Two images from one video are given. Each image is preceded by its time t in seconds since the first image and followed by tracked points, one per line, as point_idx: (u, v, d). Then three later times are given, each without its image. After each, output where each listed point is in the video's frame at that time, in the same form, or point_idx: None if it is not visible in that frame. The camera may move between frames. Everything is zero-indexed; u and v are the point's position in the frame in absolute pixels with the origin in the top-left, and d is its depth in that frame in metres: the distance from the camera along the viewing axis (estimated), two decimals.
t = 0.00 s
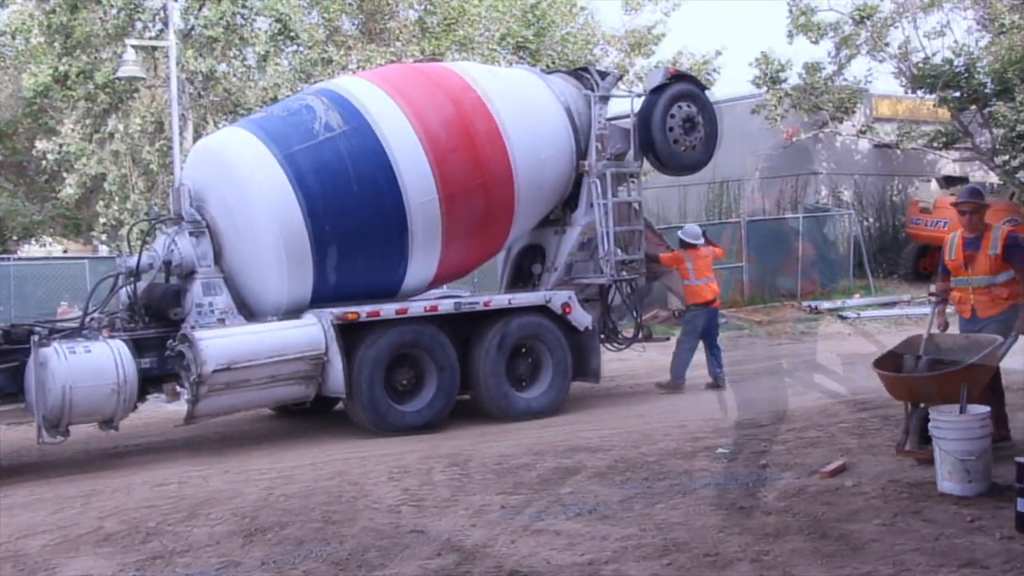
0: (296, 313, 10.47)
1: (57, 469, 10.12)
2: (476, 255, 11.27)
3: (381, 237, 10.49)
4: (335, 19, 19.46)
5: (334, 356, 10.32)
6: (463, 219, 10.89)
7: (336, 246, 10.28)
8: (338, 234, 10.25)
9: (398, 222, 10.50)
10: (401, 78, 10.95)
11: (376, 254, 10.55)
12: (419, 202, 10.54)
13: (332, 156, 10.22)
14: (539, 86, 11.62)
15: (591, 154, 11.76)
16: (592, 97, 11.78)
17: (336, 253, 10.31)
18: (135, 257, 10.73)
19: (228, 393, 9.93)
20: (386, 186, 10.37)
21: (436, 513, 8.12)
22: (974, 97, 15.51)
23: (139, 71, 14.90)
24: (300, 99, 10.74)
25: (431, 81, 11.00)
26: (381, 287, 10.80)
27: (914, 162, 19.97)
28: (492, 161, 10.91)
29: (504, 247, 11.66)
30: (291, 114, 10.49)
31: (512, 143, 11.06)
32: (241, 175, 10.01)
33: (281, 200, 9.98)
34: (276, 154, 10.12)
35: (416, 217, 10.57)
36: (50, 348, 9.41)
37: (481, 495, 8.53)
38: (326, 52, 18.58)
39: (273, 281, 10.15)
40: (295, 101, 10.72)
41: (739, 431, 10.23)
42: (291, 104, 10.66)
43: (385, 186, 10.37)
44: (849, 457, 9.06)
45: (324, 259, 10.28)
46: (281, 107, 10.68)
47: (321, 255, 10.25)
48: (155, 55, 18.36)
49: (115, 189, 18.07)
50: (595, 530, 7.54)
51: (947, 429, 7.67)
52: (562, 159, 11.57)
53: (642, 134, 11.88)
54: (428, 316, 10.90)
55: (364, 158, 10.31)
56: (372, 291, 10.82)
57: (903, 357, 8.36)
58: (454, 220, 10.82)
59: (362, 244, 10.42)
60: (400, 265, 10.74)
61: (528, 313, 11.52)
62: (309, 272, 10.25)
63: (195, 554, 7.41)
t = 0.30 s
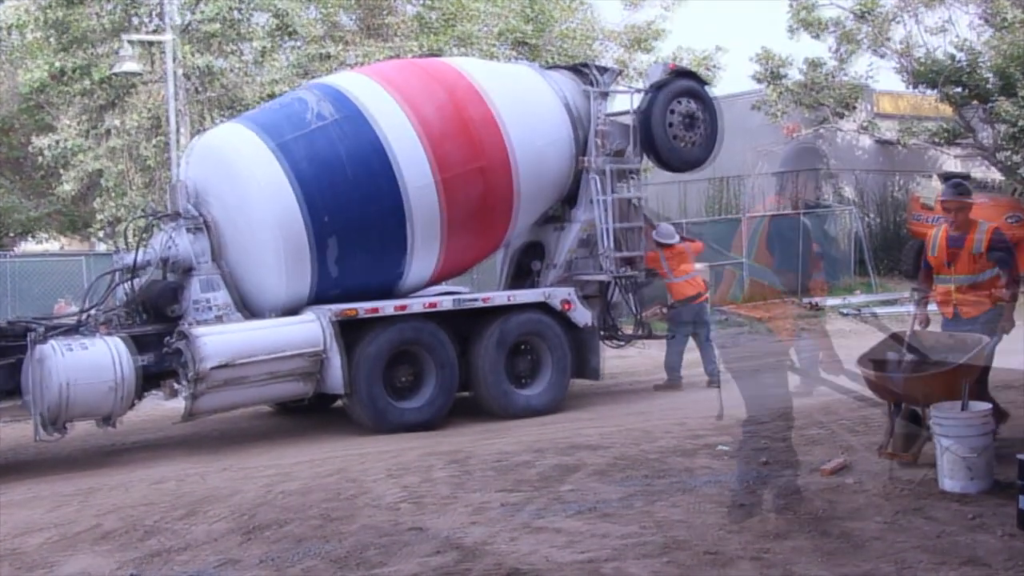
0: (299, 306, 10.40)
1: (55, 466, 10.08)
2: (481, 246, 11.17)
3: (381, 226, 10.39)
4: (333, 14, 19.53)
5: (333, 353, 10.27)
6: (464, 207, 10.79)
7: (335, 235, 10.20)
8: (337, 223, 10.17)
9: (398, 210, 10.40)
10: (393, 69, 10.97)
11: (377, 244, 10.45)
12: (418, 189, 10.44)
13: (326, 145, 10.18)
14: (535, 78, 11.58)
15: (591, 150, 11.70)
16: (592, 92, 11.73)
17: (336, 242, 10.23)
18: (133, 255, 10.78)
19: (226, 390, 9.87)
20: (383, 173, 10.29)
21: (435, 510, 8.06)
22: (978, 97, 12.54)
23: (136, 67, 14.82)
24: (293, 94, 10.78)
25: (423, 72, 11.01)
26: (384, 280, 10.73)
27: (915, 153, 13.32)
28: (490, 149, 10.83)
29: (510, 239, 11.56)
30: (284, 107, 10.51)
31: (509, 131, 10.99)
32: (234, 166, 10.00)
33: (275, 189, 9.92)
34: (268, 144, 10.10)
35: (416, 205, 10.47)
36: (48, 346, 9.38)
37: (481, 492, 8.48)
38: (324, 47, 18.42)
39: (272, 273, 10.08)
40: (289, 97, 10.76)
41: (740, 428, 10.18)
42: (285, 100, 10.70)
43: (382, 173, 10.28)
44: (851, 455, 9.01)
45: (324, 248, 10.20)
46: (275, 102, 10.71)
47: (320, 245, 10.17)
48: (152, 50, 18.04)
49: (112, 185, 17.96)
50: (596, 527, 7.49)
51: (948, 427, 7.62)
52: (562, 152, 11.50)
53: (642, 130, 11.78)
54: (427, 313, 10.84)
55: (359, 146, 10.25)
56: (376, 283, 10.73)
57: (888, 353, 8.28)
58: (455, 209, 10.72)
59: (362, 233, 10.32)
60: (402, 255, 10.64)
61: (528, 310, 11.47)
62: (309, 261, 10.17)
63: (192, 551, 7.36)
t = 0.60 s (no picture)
0: (303, 301, 10.41)
1: (58, 463, 10.12)
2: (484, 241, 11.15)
3: (382, 219, 10.37)
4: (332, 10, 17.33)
5: (334, 351, 10.33)
6: (466, 201, 10.76)
7: (336, 228, 10.19)
8: (338, 216, 10.16)
9: (399, 202, 10.38)
10: (389, 65, 11.01)
11: (379, 237, 10.44)
12: (418, 181, 10.42)
13: (323, 138, 10.19)
14: (533, 73, 11.58)
15: (591, 149, 11.81)
16: (594, 90, 11.80)
17: (337, 235, 10.22)
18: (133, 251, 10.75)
19: (227, 388, 9.89)
20: (382, 165, 10.28)
21: (436, 509, 8.09)
22: (975, 98, 10.78)
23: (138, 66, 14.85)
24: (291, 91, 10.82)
25: (419, 66, 11.03)
26: (387, 274, 10.73)
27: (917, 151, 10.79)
28: (489, 141, 10.82)
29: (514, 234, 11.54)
30: (280, 102, 10.55)
31: (508, 124, 10.99)
32: (232, 160, 10.04)
33: (273, 181, 9.96)
34: (265, 137, 10.13)
35: (417, 197, 10.45)
36: (50, 344, 9.43)
37: (481, 491, 8.51)
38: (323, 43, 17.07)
39: (274, 266, 10.10)
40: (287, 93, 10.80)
41: (739, 427, 10.22)
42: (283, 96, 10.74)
43: (381, 165, 10.28)
44: (850, 454, 9.05)
45: (325, 241, 10.21)
46: (273, 99, 10.75)
47: (321, 237, 10.17)
48: (153, 49, 17.67)
49: (113, 184, 17.94)
50: (596, 526, 7.52)
51: (948, 427, 7.67)
52: (562, 150, 11.54)
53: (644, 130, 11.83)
54: (428, 311, 10.93)
55: (357, 139, 10.25)
56: (380, 277, 10.72)
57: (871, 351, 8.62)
58: (456, 202, 10.69)
59: (362, 226, 10.30)
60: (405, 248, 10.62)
61: (528, 309, 11.53)
62: (311, 254, 10.18)
63: (194, 549, 7.38)
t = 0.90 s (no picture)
0: (326, 292, 10.57)
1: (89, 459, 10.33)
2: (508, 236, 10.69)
3: (397, 208, 10.25)
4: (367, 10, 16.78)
5: (354, 351, 10.68)
6: (484, 190, 10.52)
7: (351, 215, 10.21)
8: (352, 205, 10.18)
9: (413, 191, 10.29)
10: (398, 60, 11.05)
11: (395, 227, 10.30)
12: (431, 170, 10.37)
13: (336, 130, 10.23)
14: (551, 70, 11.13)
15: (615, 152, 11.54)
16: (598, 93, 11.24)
17: (352, 223, 10.23)
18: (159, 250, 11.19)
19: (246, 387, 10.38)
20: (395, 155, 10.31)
21: (455, 511, 8.18)
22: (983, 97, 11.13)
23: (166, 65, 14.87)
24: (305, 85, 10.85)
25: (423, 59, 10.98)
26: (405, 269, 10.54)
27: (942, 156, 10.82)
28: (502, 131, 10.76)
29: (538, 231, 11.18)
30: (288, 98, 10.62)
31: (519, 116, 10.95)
32: (241, 162, 10.39)
33: (278, 183, 10.32)
34: (276, 129, 10.29)
35: (432, 186, 10.34)
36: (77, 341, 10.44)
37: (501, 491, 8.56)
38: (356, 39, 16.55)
39: (294, 261, 10.42)
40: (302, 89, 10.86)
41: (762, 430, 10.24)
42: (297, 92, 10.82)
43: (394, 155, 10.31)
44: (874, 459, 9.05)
45: (339, 229, 10.28)
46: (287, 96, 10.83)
47: (336, 226, 10.26)
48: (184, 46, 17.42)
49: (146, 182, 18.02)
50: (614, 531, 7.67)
51: (948, 428, 7.79)
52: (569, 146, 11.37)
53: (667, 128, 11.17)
54: (452, 313, 11.04)
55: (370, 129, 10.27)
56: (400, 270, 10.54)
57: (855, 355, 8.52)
58: (474, 191, 10.44)
59: (378, 214, 10.24)
60: (422, 239, 10.40)
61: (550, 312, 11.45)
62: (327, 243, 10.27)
63: (215, 547, 7.53)
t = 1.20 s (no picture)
0: (351, 282, 10.43)
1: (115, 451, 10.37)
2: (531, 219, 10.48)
3: (418, 192, 10.04)
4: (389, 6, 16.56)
5: (378, 344, 10.77)
6: (504, 174, 10.34)
7: (372, 201, 10.03)
8: (372, 190, 10.01)
9: (434, 176, 10.13)
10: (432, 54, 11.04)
11: (416, 212, 10.05)
12: (452, 155, 10.21)
13: (348, 121, 10.16)
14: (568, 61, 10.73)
15: (638, 147, 11.50)
16: (639, 89, 10.88)
17: (374, 208, 10.03)
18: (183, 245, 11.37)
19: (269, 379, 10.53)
20: (416, 141, 10.19)
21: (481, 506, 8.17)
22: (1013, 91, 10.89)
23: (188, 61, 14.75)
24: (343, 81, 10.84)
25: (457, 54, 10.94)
26: (427, 256, 10.27)
27: (970, 154, 10.57)
28: (524, 117, 10.61)
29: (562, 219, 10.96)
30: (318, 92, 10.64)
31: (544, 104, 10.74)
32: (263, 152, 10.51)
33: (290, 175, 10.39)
34: (297, 123, 10.40)
35: (452, 171, 10.17)
36: (102, 336, 10.53)
37: (526, 487, 8.53)
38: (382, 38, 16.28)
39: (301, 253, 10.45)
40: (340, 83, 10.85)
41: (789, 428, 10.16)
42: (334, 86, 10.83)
43: (415, 142, 10.18)
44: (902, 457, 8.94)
45: (360, 216, 10.09)
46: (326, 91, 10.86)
47: (357, 212, 10.08)
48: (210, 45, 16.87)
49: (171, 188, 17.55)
50: (641, 525, 7.61)
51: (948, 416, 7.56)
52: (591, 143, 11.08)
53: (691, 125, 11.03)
54: (473, 307, 11.02)
55: (390, 116, 10.12)
56: (421, 258, 10.27)
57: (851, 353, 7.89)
58: (495, 174, 10.25)
59: (400, 199, 10.03)
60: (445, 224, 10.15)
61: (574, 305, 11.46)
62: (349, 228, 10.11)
63: (243, 539, 7.53)
